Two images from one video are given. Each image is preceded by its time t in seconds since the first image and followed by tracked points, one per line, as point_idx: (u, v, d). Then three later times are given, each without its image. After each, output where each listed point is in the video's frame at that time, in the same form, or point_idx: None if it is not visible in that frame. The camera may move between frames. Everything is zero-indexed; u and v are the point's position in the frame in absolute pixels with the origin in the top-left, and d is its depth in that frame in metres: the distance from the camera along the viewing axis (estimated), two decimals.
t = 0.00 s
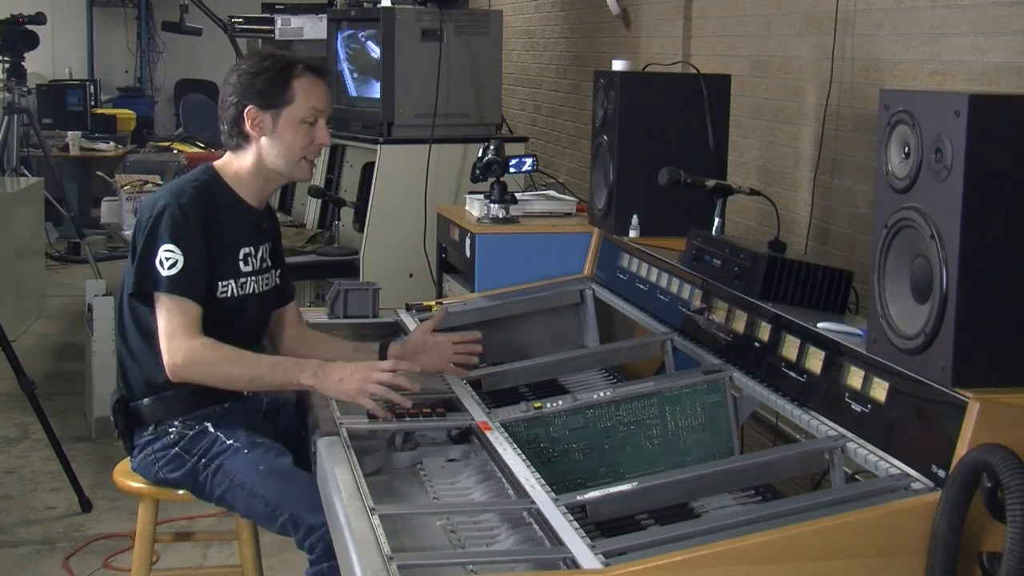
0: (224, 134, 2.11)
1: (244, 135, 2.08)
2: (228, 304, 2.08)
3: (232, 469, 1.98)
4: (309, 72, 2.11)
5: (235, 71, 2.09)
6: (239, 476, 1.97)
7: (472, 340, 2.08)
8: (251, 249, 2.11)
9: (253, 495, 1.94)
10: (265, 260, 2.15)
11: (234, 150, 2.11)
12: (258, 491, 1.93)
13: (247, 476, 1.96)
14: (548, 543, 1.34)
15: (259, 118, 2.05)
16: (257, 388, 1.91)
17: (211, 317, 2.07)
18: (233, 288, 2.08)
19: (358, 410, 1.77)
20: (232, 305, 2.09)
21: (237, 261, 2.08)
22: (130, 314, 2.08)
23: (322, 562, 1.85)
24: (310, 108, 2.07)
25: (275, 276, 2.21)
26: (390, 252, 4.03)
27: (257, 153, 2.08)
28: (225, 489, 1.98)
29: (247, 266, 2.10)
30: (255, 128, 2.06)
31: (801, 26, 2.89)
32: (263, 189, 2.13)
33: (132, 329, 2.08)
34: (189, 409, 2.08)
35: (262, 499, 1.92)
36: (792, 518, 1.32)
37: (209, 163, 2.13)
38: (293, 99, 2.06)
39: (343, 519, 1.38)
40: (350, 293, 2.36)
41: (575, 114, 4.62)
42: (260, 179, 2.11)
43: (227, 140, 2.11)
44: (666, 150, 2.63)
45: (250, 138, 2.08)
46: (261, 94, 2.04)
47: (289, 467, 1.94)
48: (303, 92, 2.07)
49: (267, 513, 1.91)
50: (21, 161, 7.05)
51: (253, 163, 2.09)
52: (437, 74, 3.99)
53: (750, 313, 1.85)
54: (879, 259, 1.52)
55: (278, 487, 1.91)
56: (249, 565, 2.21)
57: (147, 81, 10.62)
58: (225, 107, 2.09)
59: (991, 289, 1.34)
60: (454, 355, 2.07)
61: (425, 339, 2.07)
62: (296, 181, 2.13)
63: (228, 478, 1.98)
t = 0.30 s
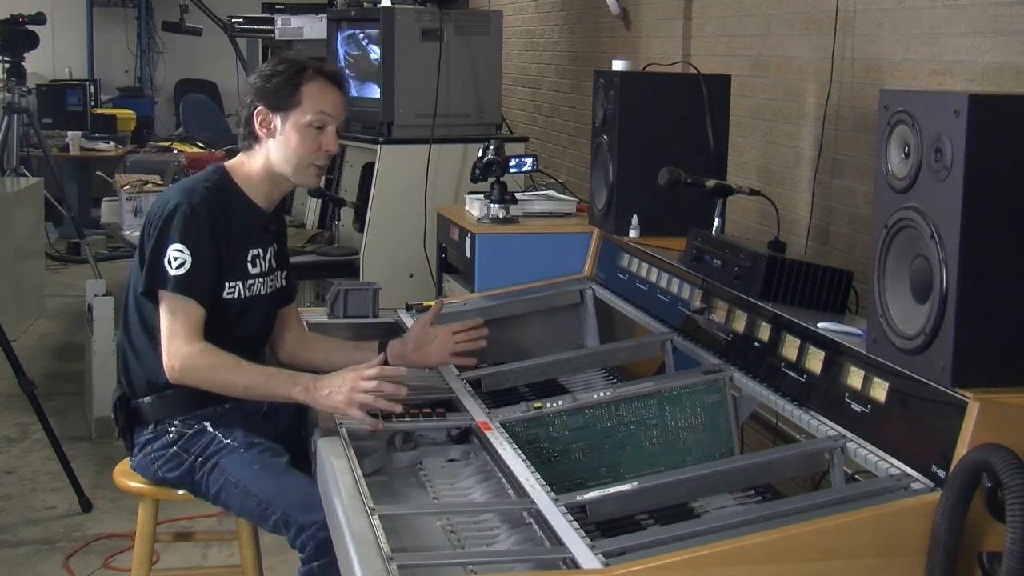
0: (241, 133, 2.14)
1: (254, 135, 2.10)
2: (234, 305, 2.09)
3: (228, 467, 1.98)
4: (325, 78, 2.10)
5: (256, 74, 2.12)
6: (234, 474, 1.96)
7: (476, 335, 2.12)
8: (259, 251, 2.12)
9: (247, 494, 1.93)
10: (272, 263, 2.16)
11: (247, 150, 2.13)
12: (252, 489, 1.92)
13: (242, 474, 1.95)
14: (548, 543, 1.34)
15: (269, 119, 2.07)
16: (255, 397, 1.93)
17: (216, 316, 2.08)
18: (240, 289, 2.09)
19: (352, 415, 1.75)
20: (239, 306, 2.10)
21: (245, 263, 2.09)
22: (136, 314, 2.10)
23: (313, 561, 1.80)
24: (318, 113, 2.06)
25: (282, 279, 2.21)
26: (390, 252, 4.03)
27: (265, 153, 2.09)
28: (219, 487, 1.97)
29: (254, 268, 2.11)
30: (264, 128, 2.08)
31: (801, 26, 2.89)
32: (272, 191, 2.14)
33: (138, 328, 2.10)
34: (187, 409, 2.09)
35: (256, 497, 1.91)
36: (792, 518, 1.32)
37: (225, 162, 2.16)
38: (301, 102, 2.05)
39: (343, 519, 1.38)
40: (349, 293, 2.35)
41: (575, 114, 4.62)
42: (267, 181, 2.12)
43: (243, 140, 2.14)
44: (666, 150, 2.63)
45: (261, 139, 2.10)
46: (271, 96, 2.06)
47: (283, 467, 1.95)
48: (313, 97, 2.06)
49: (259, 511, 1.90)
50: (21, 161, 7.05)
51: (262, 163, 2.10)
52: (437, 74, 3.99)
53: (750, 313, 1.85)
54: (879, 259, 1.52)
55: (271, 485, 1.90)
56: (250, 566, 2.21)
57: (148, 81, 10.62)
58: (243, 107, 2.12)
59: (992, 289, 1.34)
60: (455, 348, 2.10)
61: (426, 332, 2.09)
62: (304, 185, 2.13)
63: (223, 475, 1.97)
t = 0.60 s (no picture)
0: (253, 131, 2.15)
1: (261, 132, 2.11)
2: (237, 303, 2.09)
3: (222, 468, 1.98)
4: (335, 81, 2.09)
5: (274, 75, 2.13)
6: (227, 474, 1.96)
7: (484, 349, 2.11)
8: (262, 250, 2.12)
9: (238, 494, 1.93)
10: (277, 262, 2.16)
11: (256, 148, 2.14)
12: (243, 489, 1.93)
13: (234, 474, 1.96)
14: (548, 543, 1.34)
15: (276, 118, 2.08)
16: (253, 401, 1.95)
17: (218, 315, 2.08)
18: (243, 288, 2.09)
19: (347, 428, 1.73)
20: (240, 305, 2.10)
21: (248, 262, 2.09)
22: (138, 313, 2.10)
23: (297, 565, 1.81)
24: (322, 114, 2.05)
25: (286, 280, 2.21)
26: (390, 252, 4.03)
27: (269, 151, 2.10)
28: (212, 487, 1.98)
29: (258, 268, 2.11)
30: (269, 126, 2.08)
31: (801, 26, 2.88)
32: (277, 192, 2.14)
33: (141, 327, 2.10)
34: (186, 408, 2.08)
35: (245, 498, 1.92)
36: (792, 518, 1.32)
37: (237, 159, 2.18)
38: (306, 102, 2.05)
39: (343, 519, 1.38)
40: (350, 292, 2.36)
41: (575, 114, 4.62)
42: (271, 179, 2.12)
43: (254, 138, 2.15)
44: (666, 150, 2.63)
45: (267, 137, 2.10)
46: (279, 94, 2.06)
47: (275, 469, 1.95)
48: (319, 98, 2.05)
49: (249, 512, 1.90)
50: (21, 161, 7.05)
51: (266, 160, 2.11)
52: (437, 74, 4.00)
53: (750, 313, 1.85)
54: (879, 259, 1.52)
55: (262, 486, 1.91)
56: (250, 566, 2.21)
57: (148, 81, 10.61)
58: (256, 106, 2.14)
59: (993, 289, 1.34)
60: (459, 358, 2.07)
61: (433, 340, 2.08)
62: (308, 187, 2.12)
63: (217, 475, 1.98)
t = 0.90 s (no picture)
0: (258, 132, 2.15)
1: (266, 133, 2.11)
2: (239, 301, 2.09)
3: (200, 472, 1.98)
4: (339, 80, 2.09)
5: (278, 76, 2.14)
6: (202, 480, 1.96)
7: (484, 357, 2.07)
8: (267, 249, 2.11)
9: (209, 501, 1.93)
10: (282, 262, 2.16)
11: (261, 148, 2.14)
12: (213, 497, 1.93)
13: (210, 480, 1.95)
14: (548, 542, 1.34)
15: (280, 118, 2.08)
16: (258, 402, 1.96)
17: (219, 313, 2.08)
18: (247, 285, 2.09)
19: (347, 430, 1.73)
20: (242, 303, 2.09)
21: (252, 260, 2.09)
22: (142, 311, 2.10)
23: None
24: (325, 112, 2.05)
25: (292, 280, 2.21)
26: (390, 252, 4.03)
27: (274, 151, 2.10)
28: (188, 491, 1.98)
29: (262, 266, 2.10)
30: (274, 126, 2.08)
31: (801, 26, 2.89)
32: (283, 193, 2.13)
33: (142, 325, 2.10)
34: (184, 407, 2.09)
35: (214, 505, 1.92)
36: (792, 518, 1.32)
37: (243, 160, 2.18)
38: (309, 101, 2.05)
39: (343, 519, 1.38)
40: (350, 293, 2.36)
41: (575, 114, 4.62)
42: (276, 179, 2.11)
43: (259, 139, 2.15)
44: (665, 150, 2.63)
45: (271, 137, 2.10)
46: (282, 94, 2.07)
47: (252, 479, 1.94)
48: (322, 97, 2.05)
49: (215, 519, 1.90)
50: (21, 161, 7.05)
51: (271, 160, 2.10)
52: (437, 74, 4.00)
53: (750, 312, 1.85)
54: (879, 259, 1.52)
55: (231, 496, 1.91)
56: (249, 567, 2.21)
57: (147, 81, 10.61)
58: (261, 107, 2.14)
59: (993, 290, 1.34)
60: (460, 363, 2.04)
61: (434, 342, 2.06)
62: (314, 187, 2.12)
63: (195, 479, 1.98)
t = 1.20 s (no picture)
0: (257, 132, 2.15)
1: (264, 133, 2.11)
2: (239, 301, 2.09)
3: (198, 476, 1.98)
4: (335, 79, 2.08)
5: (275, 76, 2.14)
6: (200, 484, 1.96)
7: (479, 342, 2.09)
8: (267, 249, 2.11)
9: (208, 505, 1.94)
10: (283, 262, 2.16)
11: (260, 148, 2.14)
12: (212, 501, 1.93)
13: (208, 484, 1.96)
14: (549, 542, 1.34)
15: (277, 117, 2.08)
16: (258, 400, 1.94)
17: (218, 313, 2.08)
18: (247, 285, 2.09)
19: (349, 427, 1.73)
20: (241, 303, 2.09)
21: (252, 260, 2.09)
22: (140, 311, 2.10)
23: None
24: (320, 112, 2.04)
25: (292, 281, 2.20)
26: (390, 252, 4.03)
27: (272, 150, 2.10)
28: (186, 494, 1.99)
29: (262, 266, 2.10)
30: (271, 126, 2.08)
31: (801, 26, 2.89)
32: (282, 192, 2.13)
33: (141, 326, 2.10)
34: (183, 408, 2.09)
35: (213, 510, 1.92)
36: (792, 518, 1.32)
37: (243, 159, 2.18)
38: (305, 100, 2.04)
39: (343, 519, 1.38)
40: (350, 293, 2.36)
41: (575, 114, 4.62)
42: (275, 179, 2.11)
43: (258, 139, 2.15)
44: (665, 151, 2.63)
45: (269, 137, 2.10)
46: (278, 94, 2.07)
47: (249, 483, 1.93)
48: (318, 96, 2.05)
49: (213, 524, 1.91)
50: (21, 161, 7.05)
51: (269, 160, 2.10)
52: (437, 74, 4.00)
53: (750, 312, 1.85)
54: (879, 259, 1.52)
55: (229, 501, 1.91)
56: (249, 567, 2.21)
57: (148, 81, 10.61)
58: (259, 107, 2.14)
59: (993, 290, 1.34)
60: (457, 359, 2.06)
61: (428, 340, 2.07)
62: (312, 186, 2.11)
63: (193, 482, 1.98)
